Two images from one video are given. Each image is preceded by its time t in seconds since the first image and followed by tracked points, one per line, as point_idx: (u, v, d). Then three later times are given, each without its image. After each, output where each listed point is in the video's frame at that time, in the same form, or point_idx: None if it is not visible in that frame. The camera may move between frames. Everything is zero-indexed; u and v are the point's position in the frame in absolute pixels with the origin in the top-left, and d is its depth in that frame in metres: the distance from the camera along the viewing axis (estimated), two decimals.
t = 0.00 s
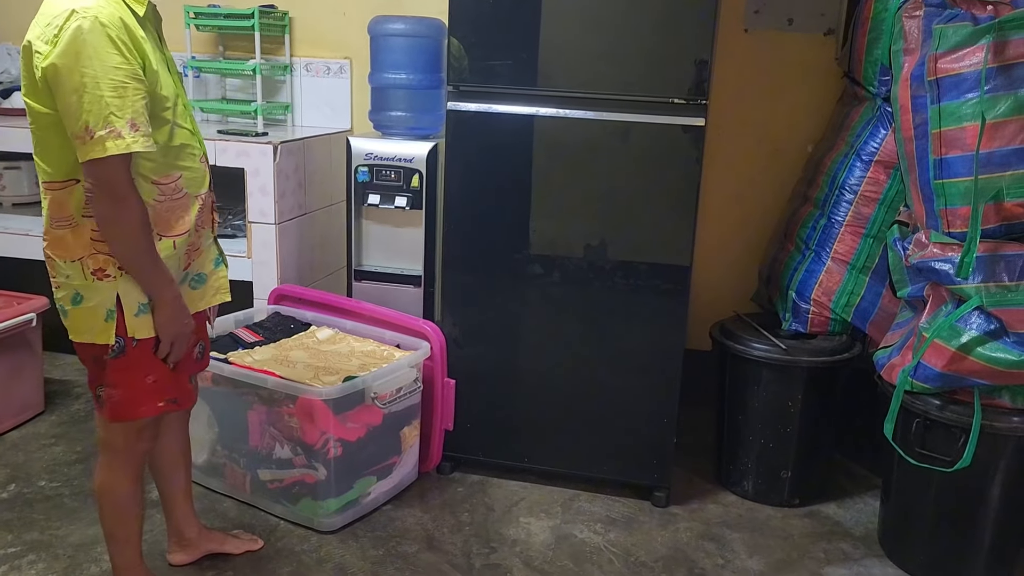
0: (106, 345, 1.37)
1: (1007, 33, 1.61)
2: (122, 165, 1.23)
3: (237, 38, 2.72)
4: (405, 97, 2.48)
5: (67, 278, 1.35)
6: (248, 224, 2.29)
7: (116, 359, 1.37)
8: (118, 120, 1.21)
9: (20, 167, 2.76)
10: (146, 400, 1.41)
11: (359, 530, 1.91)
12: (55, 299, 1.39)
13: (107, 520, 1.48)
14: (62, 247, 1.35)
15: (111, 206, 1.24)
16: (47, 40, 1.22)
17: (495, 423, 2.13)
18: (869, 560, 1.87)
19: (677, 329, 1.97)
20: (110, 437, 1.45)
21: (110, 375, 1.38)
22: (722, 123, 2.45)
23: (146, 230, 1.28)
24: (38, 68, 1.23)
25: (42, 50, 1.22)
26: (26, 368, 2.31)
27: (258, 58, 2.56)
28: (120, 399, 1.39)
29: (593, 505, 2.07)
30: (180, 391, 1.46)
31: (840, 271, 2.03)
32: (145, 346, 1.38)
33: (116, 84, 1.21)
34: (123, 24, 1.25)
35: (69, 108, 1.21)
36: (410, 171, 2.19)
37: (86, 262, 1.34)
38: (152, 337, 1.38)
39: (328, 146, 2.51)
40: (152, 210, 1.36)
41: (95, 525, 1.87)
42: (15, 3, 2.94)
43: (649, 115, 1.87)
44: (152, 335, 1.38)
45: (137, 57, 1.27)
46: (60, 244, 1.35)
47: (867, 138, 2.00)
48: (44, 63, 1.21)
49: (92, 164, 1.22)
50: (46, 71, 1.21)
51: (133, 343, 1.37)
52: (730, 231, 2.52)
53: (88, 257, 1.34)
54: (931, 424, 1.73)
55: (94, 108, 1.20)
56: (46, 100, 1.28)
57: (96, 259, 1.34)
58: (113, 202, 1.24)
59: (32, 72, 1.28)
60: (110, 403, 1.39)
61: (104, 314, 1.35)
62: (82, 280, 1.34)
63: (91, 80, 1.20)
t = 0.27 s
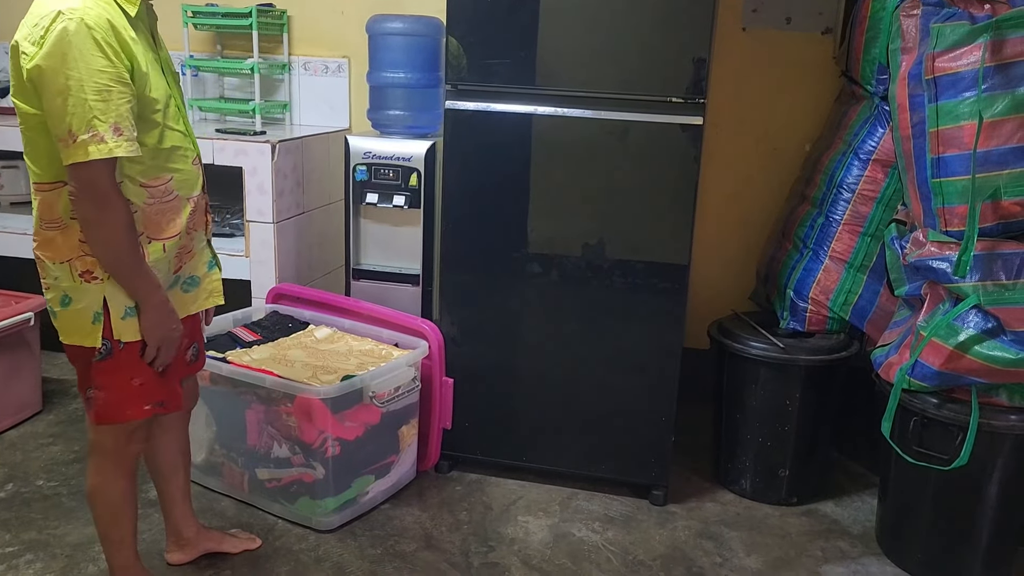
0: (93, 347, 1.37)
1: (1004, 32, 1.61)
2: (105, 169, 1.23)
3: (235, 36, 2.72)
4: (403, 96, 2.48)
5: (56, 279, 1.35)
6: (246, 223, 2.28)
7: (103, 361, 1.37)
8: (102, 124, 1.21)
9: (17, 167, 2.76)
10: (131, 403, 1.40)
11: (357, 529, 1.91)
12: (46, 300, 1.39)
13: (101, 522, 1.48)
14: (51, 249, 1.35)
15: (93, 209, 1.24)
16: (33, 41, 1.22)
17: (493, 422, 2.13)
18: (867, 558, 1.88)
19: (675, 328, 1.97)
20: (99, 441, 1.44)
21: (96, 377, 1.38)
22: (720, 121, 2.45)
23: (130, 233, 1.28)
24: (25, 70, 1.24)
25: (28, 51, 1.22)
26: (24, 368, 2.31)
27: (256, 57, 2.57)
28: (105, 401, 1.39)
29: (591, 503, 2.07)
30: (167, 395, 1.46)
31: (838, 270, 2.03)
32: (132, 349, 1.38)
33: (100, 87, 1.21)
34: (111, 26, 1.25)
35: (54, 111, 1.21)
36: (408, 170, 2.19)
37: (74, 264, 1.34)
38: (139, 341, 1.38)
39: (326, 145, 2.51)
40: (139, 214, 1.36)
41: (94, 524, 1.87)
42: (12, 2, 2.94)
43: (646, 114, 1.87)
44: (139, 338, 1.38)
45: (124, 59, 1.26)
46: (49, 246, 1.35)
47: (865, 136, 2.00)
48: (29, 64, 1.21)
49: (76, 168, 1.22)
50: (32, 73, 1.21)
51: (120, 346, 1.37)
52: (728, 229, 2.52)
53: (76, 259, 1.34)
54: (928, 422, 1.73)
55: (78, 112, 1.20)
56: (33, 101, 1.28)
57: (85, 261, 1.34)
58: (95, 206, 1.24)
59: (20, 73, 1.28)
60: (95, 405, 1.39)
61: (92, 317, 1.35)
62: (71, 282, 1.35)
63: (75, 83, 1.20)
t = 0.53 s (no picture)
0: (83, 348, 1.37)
1: (1001, 30, 1.60)
2: (90, 169, 1.22)
3: (233, 34, 2.71)
4: (401, 94, 2.47)
5: (47, 279, 1.36)
6: (244, 221, 2.28)
7: (92, 362, 1.37)
8: (87, 124, 1.20)
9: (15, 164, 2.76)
10: (120, 405, 1.40)
11: (355, 527, 1.91)
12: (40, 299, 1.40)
13: (94, 520, 1.48)
14: (43, 248, 1.35)
15: (77, 209, 1.23)
16: (25, 38, 1.22)
17: (491, 420, 2.13)
18: (864, 556, 1.88)
19: (672, 326, 1.97)
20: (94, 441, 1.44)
21: (85, 378, 1.38)
22: (717, 119, 2.45)
23: (116, 236, 1.27)
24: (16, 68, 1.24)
25: (20, 49, 1.23)
26: (21, 366, 2.30)
27: (254, 55, 2.58)
28: (94, 403, 1.39)
29: (589, 501, 2.07)
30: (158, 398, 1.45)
31: (836, 268, 2.03)
32: (120, 351, 1.38)
33: (87, 86, 1.21)
34: (102, 25, 1.25)
35: (41, 109, 1.21)
36: (406, 168, 2.19)
37: (64, 264, 1.34)
38: (128, 343, 1.38)
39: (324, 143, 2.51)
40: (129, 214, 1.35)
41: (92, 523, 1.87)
42: None
43: (644, 112, 1.87)
44: (128, 341, 1.37)
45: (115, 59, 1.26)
46: (42, 245, 1.35)
47: (862, 134, 2.00)
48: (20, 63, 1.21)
49: (61, 167, 1.22)
50: (22, 70, 1.22)
51: (108, 347, 1.37)
52: (726, 227, 2.52)
53: (66, 259, 1.34)
54: (925, 420, 1.74)
55: (64, 111, 1.20)
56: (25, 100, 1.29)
57: (74, 262, 1.34)
58: (79, 206, 1.23)
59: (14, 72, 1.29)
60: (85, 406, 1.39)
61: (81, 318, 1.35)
62: (61, 282, 1.35)
63: (62, 82, 1.20)
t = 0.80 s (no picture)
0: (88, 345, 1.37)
1: (999, 28, 1.60)
2: (107, 165, 1.22)
3: (230, 31, 2.71)
4: (399, 91, 2.47)
5: (57, 275, 1.36)
6: (241, 218, 2.28)
7: (95, 359, 1.37)
8: (106, 119, 1.20)
9: (12, 162, 2.75)
10: (119, 405, 1.40)
11: (353, 525, 1.91)
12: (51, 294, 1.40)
13: (94, 517, 1.48)
14: (55, 244, 1.36)
15: (89, 205, 1.23)
16: (46, 32, 1.22)
17: (488, 417, 2.13)
18: (861, 553, 1.88)
19: (670, 323, 1.97)
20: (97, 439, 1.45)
21: (88, 375, 1.39)
22: (716, 116, 2.45)
23: (127, 234, 1.27)
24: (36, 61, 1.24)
25: (40, 42, 1.22)
26: (18, 364, 2.30)
27: (252, 51, 2.56)
28: (95, 400, 1.39)
29: (587, 499, 2.07)
30: (161, 400, 1.44)
31: (833, 265, 2.03)
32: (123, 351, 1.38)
33: (107, 83, 1.20)
34: (125, 23, 1.25)
35: (60, 103, 1.21)
36: (404, 165, 2.18)
37: (74, 260, 1.35)
38: (131, 343, 1.37)
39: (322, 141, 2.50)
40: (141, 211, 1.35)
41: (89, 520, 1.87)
42: None
43: (642, 109, 1.86)
44: (131, 340, 1.37)
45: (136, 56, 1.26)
46: (54, 240, 1.36)
47: (860, 132, 2.00)
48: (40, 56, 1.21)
49: (77, 162, 1.22)
50: (42, 64, 1.21)
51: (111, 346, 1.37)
52: (725, 224, 2.52)
53: (76, 255, 1.35)
54: (923, 417, 1.74)
55: (83, 106, 1.20)
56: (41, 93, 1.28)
57: (84, 258, 1.34)
58: (91, 201, 1.23)
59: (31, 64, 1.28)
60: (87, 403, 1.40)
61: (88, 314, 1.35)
62: (70, 277, 1.35)
63: (81, 77, 1.20)
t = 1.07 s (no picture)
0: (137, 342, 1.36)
1: (998, 24, 1.61)
2: (175, 151, 1.23)
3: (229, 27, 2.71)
4: (398, 88, 2.47)
5: (109, 267, 1.35)
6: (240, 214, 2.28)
7: (145, 357, 1.36)
8: (178, 105, 1.21)
9: (11, 158, 2.75)
10: (169, 402, 1.38)
11: (352, 521, 1.91)
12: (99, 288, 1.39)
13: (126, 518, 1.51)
14: (108, 236, 1.36)
15: (154, 189, 1.23)
16: (114, 20, 1.22)
17: (487, 414, 2.13)
18: (860, 550, 1.88)
19: (669, 320, 1.97)
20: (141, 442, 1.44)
21: (136, 374, 1.37)
22: (717, 113, 2.44)
23: (184, 220, 1.27)
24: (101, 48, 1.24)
25: (107, 29, 1.22)
26: (17, 360, 2.30)
27: (252, 48, 2.54)
28: (145, 399, 1.38)
29: (586, 495, 2.07)
30: (205, 397, 1.43)
31: (833, 262, 2.03)
32: (171, 346, 1.37)
33: (180, 69, 1.21)
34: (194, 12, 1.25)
35: (129, 89, 1.21)
36: (403, 162, 2.18)
37: (128, 251, 1.34)
38: (179, 337, 1.37)
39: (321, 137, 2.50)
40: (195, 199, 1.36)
41: (89, 516, 1.87)
42: None
43: (642, 106, 1.86)
44: (180, 333, 1.36)
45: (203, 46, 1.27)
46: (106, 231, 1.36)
47: (860, 129, 2.00)
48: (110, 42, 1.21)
49: (144, 146, 1.21)
50: (111, 50, 1.21)
51: (161, 341, 1.36)
52: (725, 221, 2.52)
53: (131, 247, 1.34)
54: (921, 414, 1.74)
55: (156, 91, 1.20)
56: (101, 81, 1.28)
57: (139, 248, 1.34)
58: (155, 186, 1.23)
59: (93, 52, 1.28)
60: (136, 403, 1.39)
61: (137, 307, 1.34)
62: (124, 268, 1.34)
63: (153, 63, 1.20)
